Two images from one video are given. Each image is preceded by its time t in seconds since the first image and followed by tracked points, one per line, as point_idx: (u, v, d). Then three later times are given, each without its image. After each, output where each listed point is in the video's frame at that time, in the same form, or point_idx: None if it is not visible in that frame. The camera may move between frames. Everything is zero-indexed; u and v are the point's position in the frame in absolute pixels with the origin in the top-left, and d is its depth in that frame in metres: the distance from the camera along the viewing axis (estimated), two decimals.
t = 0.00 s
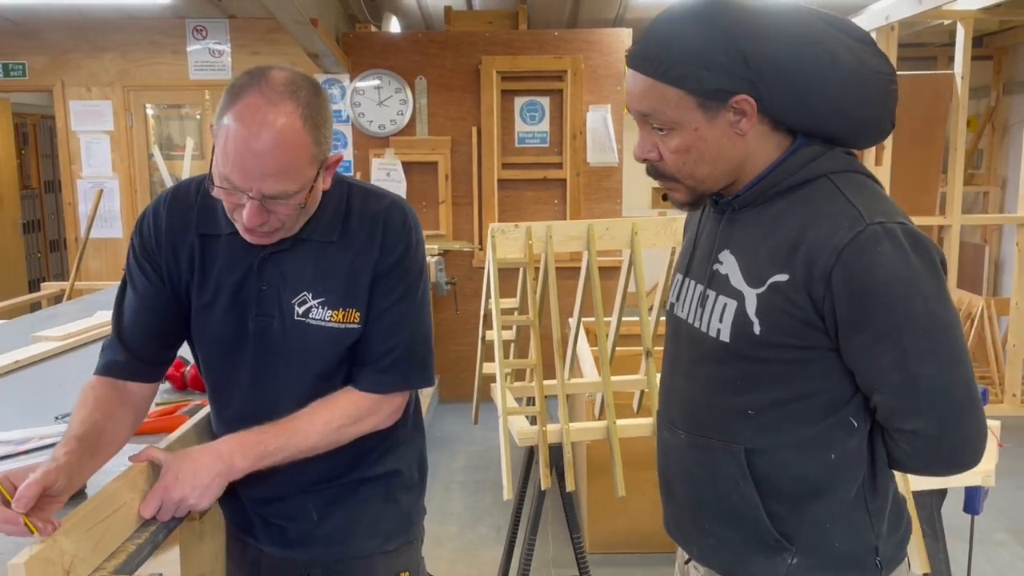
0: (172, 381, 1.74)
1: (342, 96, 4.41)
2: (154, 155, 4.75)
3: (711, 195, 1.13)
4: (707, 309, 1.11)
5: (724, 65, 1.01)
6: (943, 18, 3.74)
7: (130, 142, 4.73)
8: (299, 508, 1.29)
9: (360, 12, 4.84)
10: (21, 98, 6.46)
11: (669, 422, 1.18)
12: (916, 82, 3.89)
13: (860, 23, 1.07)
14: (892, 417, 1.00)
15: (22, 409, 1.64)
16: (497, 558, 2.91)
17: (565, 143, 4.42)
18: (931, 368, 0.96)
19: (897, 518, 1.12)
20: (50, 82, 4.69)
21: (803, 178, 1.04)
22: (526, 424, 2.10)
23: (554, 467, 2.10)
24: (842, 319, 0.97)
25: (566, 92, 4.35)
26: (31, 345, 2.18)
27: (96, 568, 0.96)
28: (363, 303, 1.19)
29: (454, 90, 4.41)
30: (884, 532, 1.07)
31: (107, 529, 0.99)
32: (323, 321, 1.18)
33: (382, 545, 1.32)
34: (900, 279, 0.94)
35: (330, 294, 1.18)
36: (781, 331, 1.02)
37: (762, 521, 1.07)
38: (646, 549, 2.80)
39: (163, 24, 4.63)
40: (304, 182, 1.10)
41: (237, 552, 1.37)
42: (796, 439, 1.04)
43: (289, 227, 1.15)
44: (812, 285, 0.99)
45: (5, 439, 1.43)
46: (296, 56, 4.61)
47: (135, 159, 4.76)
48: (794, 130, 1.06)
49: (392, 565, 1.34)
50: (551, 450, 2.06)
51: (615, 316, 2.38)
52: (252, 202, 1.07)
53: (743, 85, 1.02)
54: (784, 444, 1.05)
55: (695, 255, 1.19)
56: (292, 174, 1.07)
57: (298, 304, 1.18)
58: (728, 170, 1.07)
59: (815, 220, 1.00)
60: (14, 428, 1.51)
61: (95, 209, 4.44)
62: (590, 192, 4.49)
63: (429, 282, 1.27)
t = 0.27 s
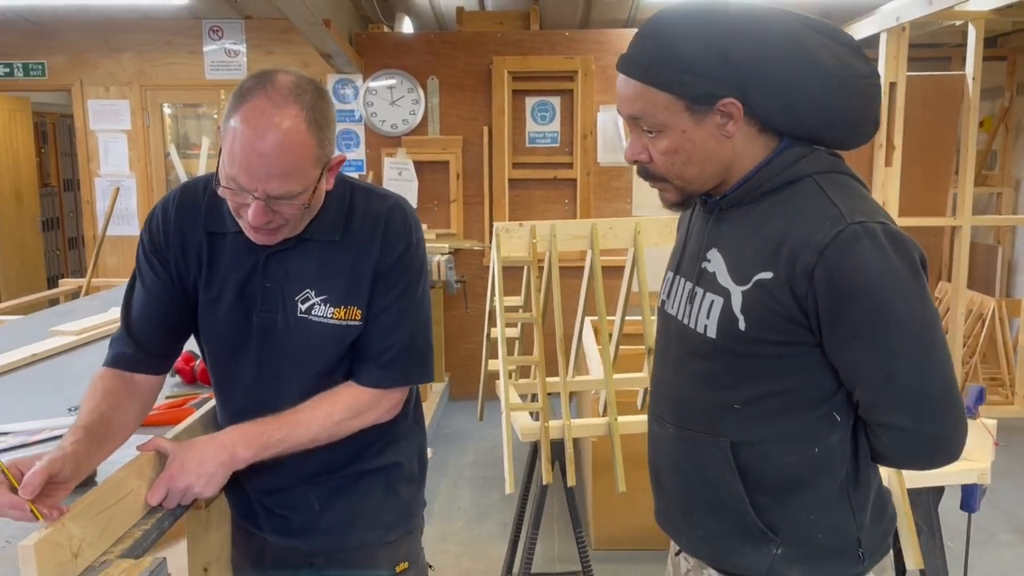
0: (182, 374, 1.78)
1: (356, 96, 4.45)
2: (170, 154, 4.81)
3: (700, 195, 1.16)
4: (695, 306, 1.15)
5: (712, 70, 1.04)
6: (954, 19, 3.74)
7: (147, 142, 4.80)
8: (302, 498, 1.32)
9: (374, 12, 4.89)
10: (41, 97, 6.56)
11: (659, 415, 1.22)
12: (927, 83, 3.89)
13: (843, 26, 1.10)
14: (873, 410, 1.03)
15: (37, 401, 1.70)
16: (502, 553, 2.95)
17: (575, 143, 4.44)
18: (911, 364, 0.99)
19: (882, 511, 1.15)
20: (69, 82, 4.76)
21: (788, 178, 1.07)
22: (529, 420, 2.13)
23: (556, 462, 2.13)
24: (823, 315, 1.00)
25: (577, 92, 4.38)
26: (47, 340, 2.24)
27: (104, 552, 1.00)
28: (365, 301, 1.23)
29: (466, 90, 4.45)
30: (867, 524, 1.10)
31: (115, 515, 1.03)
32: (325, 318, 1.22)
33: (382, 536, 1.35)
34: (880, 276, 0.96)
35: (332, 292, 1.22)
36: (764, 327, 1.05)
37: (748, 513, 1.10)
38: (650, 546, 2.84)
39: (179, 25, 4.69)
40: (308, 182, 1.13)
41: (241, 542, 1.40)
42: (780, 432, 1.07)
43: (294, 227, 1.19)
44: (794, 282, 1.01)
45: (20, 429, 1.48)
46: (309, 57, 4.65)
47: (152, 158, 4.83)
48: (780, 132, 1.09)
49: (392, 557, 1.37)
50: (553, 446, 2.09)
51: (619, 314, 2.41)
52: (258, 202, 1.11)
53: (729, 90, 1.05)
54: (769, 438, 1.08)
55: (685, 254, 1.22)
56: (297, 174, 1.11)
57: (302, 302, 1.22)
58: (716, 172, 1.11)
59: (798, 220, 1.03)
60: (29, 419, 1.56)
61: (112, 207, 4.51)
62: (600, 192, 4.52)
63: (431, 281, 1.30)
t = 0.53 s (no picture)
0: (196, 366, 1.84)
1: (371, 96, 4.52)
2: (189, 152, 4.88)
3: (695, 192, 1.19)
4: (690, 300, 1.17)
5: (705, 71, 1.07)
6: (967, 19, 3.74)
7: (166, 140, 4.87)
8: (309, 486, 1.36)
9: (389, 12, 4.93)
10: (64, 96, 6.67)
11: (654, 407, 1.25)
12: (939, 82, 3.89)
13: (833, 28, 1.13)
14: (861, 405, 1.04)
15: (55, 391, 1.76)
16: (511, 547, 2.99)
17: (588, 142, 4.47)
18: (898, 358, 1.00)
19: (871, 500, 1.17)
20: (90, 81, 4.84)
21: (780, 176, 1.09)
22: (535, 414, 2.17)
23: (561, 456, 2.17)
24: (812, 310, 1.02)
25: (589, 92, 4.40)
26: (66, 332, 2.30)
27: (116, 534, 1.04)
28: (371, 295, 1.27)
29: (479, 89, 4.49)
30: (854, 514, 1.13)
31: (126, 499, 1.07)
32: (332, 310, 1.26)
33: (386, 523, 1.39)
34: (866, 272, 0.98)
35: (340, 286, 1.26)
36: (754, 321, 1.07)
37: (738, 503, 1.12)
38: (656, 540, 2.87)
39: (198, 25, 4.76)
40: (316, 178, 1.17)
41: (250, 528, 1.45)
42: (769, 424, 1.09)
43: (303, 220, 1.23)
44: (784, 277, 1.03)
45: (38, 418, 1.54)
46: (326, 56, 4.69)
47: (171, 157, 4.90)
48: (773, 131, 1.11)
49: (396, 544, 1.41)
50: (558, 439, 2.12)
51: (625, 312, 2.44)
52: (268, 196, 1.15)
53: (721, 91, 1.07)
54: (758, 430, 1.10)
55: (681, 250, 1.26)
56: (306, 170, 1.15)
57: (309, 294, 1.26)
58: (709, 171, 1.14)
59: (787, 216, 1.05)
60: (47, 408, 1.62)
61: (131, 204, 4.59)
62: (612, 190, 4.55)
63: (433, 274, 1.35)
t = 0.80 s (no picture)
0: (214, 356, 1.90)
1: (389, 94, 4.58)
2: (210, 149, 4.96)
3: (696, 186, 1.21)
4: (691, 291, 1.20)
5: (705, 68, 1.09)
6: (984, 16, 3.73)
7: (187, 137, 4.95)
8: (322, 471, 1.40)
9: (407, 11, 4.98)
10: (89, 93, 6.79)
11: (656, 395, 1.28)
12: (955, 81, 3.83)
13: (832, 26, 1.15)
14: (856, 392, 1.07)
15: (80, 378, 1.82)
16: (522, 539, 3.03)
17: (603, 139, 4.50)
18: (892, 348, 1.03)
19: (868, 487, 1.19)
20: (114, 79, 4.92)
21: (779, 170, 1.12)
22: (545, 406, 2.21)
23: (571, 448, 2.21)
24: (808, 301, 1.05)
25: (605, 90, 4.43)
26: (90, 323, 2.37)
27: (135, 511, 1.08)
28: (379, 280, 1.31)
29: (496, 87, 4.53)
30: (851, 500, 1.15)
31: (146, 479, 1.12)
32: (341, 296, 1.30)
33: (395, 507, 1.42)
34: (861, 263, 1.00)
35: (349, 272, 1.30)
36: (752, 311, 1.10)
37: (737, 489, 1.15)
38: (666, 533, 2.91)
39: (219, 23, 4.83)
40: (323, 165, 1.22)
41: (264, 511, 1.50)
42: (767, 412, 1.12)
43: (312, 208, 1.27)
44: (781, 269, 1.06)
45: (63, 403, 1.60)
46: (345, 54, 4.71)
47: (192, 153, 4.98)
48: (772, 127, 1.14)
49: (406, 528, 1.43)
50: (567, 431, 2.16)
51: (636, 307, 2.47)
52: (278, 183, 1.19)
53: (721, 87, 1.10)
54: (756, 418, 1.13)
55: (683, 242, 1.29)
56: (313, 156, 1.19)
57: (320, 281, 1.31)
58: (711, 165, 1.16)
59: (786, 209, 1.07)
60: (72, 394, 1.68)
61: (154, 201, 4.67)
62: (628, 188, 4.57)
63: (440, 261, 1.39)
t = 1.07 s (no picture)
0: (228, 348, 1.95)
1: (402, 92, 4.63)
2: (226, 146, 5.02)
3: (698, 180, 1.24)
4: (693, 284, 1.23)
5: (706, 65, 1.12)
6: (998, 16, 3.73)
7: (204, 134, 5.01)
8: (332, 459, 1.44)
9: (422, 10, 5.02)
10: (108, 91, 6.87)
11: (659, 386, 1.31)
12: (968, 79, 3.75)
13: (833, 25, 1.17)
14: (851, 381, 1.09)
15: (98, 367, 1.87)
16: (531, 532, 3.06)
17: (615, 138, 4.53)
18: (888, 338, 1.05)
19: (864, 477, 1.22)
20: (132, 77, 4.99)
21: (777, 165, 1.14)
22: (553, 400, 2.24)
23: (578, 441, 2.24)
24: (805, 293, 1.07)
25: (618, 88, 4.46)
26: (108, 315, 2.42)
27: (150, 495, 1.11)
28: (383, 266, 1.35)
29: (509, 85, 4.56)
30: (847, 488, 1.17)
31: (159, 464, 1.14)
32: (348, 282, 1.34)
33: (404, 494, 1.44)
34: (857, 255, 1.03)
35: (354, 258, 1.34)
36: (751, 302, 1.12)
37: (736, 477, 1.18)
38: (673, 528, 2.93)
39: (236, 22, 4.88)
40: (331, 142, 1.25)
41: (275, 498, 1.53)
42: (765, 402, 1.15)
43: (322, 189, 1.30)
44: (780, 261, 1.08)
45: (81, 391, 1.64)
46: (360, 52, 4.73)
47: (208, 150, 5.03)
48: (772, 123, 1.16)
49: (413, 514, 1.45)
50: (575, 424, 2.19)
51: (644, 303, 2.50)
52: (293, 164, 1.22)
53: (721, 84, 1.13)
54: (755, 407, 1.15)
55: (686, 236, 1.31)
56: (321, 132, 1.23)
57: (326, 268, 1.34)
58: (712, 160, 1.19)
59: (784, 202, 1.10)
60: (90, 382, 1.73)
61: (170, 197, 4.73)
62: (640, 186, 4.59)
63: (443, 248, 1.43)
